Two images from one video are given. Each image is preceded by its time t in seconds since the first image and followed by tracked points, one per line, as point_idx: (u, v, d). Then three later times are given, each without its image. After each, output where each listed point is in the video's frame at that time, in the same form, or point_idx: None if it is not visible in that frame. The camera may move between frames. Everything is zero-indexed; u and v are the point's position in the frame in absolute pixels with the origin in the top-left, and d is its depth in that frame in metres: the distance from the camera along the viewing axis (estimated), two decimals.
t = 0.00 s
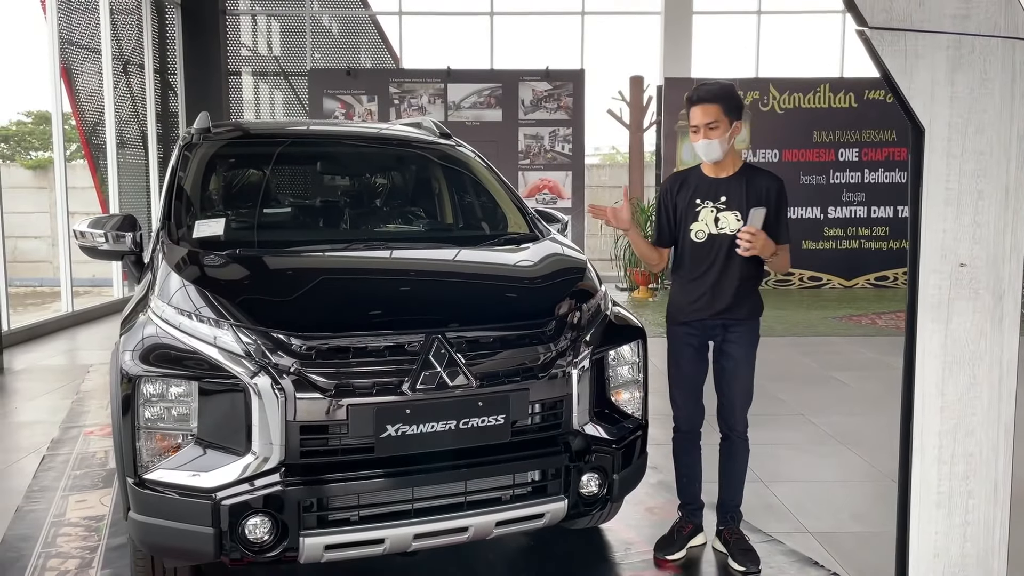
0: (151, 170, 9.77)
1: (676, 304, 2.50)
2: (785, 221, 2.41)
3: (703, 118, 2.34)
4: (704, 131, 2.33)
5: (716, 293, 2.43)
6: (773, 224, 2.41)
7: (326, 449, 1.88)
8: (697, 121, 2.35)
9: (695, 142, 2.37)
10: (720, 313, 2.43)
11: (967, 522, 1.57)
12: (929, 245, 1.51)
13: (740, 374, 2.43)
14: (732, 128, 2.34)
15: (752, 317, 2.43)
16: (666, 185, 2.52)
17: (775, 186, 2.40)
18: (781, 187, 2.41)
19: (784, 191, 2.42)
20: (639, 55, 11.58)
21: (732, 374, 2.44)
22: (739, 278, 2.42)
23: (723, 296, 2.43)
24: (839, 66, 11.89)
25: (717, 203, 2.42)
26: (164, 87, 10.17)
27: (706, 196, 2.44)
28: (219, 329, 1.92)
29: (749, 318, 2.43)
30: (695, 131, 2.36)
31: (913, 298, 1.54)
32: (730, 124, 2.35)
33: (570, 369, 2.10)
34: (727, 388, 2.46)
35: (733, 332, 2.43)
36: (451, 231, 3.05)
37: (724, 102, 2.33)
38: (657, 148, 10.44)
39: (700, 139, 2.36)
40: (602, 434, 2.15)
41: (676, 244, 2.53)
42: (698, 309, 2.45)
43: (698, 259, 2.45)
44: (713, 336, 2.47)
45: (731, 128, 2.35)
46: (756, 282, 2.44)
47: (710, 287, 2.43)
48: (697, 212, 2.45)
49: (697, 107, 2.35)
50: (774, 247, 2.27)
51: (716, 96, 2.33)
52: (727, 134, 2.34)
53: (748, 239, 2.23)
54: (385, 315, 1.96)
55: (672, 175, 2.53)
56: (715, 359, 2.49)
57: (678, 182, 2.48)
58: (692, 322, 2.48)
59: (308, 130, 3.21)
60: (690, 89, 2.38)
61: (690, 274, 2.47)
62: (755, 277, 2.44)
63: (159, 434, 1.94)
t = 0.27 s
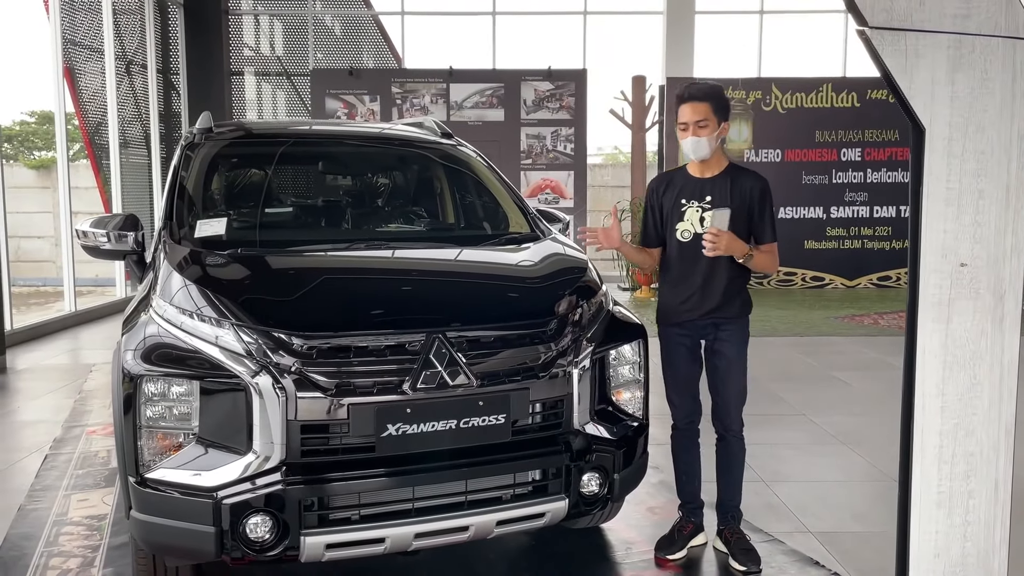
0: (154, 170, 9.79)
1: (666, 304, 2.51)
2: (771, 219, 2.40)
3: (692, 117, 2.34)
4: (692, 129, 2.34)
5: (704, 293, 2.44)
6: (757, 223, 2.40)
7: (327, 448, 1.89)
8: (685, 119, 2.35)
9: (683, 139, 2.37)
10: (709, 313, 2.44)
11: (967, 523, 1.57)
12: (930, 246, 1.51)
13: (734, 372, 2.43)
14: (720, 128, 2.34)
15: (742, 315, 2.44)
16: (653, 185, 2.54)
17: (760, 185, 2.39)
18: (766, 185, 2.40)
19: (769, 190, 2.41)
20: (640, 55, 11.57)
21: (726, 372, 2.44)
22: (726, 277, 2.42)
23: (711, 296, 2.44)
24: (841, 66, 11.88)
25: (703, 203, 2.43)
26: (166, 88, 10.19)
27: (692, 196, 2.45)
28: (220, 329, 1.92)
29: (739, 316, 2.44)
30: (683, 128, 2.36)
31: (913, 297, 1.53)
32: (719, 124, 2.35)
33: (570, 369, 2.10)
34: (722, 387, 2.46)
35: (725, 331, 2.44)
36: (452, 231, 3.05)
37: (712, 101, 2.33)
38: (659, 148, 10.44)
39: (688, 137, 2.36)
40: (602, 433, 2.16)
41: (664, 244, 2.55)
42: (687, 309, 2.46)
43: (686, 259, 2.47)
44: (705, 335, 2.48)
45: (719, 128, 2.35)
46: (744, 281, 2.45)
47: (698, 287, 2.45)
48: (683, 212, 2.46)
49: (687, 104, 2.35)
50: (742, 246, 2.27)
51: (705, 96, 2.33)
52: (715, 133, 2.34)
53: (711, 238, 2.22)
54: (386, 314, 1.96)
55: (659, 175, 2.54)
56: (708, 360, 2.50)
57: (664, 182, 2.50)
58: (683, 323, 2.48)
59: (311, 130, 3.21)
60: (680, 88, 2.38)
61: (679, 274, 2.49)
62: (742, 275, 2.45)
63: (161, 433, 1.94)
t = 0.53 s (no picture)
0: (155, 169, 9.80)
1: (658, 306, 2.51)
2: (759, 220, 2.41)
3: (684, 116, 2.34)
4: (684, 128, 2.34)
5: (696, 293, 2.44)
6: (745, 224, 2.41)
7: (326, 448, 1.89)
8: (677, 119, 2.35)
9: (675, 138, 2.37)
10: (702, 313, 2.44)
11: (967, 523, 1.56)
12: (931, 245, 1.50)
13: (729, 372, 2.43)
14: (710, 129, 2.36)
15: (734, 313, 2.45)
16: (640, 186, 2.52)
17: (748, 186, 2.39)
18: (753, 186, 2.41)
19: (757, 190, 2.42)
20: (642, 54, 11.56)
21: (722, 370, 2.44)
22: (716, 277, 2.43)
23: (702, 297, 2.43)
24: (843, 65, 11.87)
25: (691, 204, 2.42)
26: (168, 87, 10.20)
27: (681, 197, 2.44)
28: (220, 328, 1.92)
29: (730, 315, 2.44)
30: (676, 127, 2.36)
31: (913, 297, 1.53)
32: (709, 125, 2.36)
33: (570, 368, 2.09)
34: (717, 387, 2.45)
35: (717, 332, 2.45)
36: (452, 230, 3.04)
37: (702, 102, 2.35)
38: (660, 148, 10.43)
39: (680, 136, 2.35)
40: (601, 433, 2.15)
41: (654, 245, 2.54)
42: (680, 310, 2.46)
43: (676, 260, 2.47)
44: (698, 336, 2.48)
45: (709, 129, 2.36)
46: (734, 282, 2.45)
47: (690, 288, 2.44)
48: (672, 213, 2.46)
49: (679, 105, 2.36)
50: (729, 250, 2.30)
51: (695, 97, 2.35)
52: (706, 133, 2.35)
53: (699, 243, 2.23)
54: (386, 314, 1.96)
55: (647, 176, 2.53)
56: (703, 361, 2.50)
57: (652, 183, 2.49)
58: (676, 324, 2.49)
59: (312, 130, 3.21)
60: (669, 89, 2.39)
61: (670, 275, 2.48)
62: (732, 276, 2.45)
63: (160, 433, 1.94)
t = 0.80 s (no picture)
0: (156, 169, 9.80)
1: (657, 307, 2.51)
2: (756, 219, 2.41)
3: (681, 119, 2.33)
4: (681, 131, 2.33)
5: (695, 294, 2.43)
6: (743, 224, 2.41)
7: (326, 447, 1.88)
8: (674, 121, 2.34)
9: (671, 142, 2.36)
10: (701, 313, 2.43)
11: (968, 523, 1.56)
12: (931, 245, 1.50)
13: (729, 371, 2.43)
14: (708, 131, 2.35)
15: (732, 312, 2.45)
16: (637, 185, 2.51)
17: (745, 186, 2.40)
18: (751, 186, 2.41)
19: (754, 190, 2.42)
20: (643, 54, 11.55)
21: (721, 369, 2.44)
22: (715, 278, 2.43)
23: (701, 297, 2.43)
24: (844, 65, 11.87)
25: (689, 204, 2.42)
26: (169, 87, 10.20)
27: (678, 197, 2.43)
28: (219, 328, 1.92)
29: (728, 314, 2.44)
30: (672, 130, 2.35)
31: (913, 297, 1.52)
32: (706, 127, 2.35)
33: (569, 369, 2.09)
34: (717, 386, 2.45)
35: (715, 332, 2.45)
36: (453, 229, 3.04)
37: (699, 104, 2.34)
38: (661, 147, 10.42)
39: (677, 139, 2.34)
40: (601, 432, 2.15)
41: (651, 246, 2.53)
42: (679, 311, 2.45)
43: (674, 261, 2.46)
44: (696, 336, 2.48)
45: (706, 131, 2.35)
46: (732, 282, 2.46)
47: (689, 289, 2.44)
48: (669, 214, 2.45)
49: (675, 106, 2.34)
50: (722, 254, 2.32)
51: (692, 99, 2.34)
52: (703, 135, 2.35)
53: (690, 249, 2.27)
54: (386, 313, 1.96)
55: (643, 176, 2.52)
56: (702, 361, 2.50)
57: (649, 184, 2.48)
58: (674, 325, 2.48)
59: (312, 129, 3.21)
60: (666, 90, 2.38)
61: (668, 276, 2.47)
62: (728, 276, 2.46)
63: (159, 432, 1.94)
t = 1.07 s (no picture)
0: (157, 169, 9.81)
1: (660, 307, 2.51)
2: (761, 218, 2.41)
3: (685, 118, 2.32)
4: (685, 130, 2.32)
5: (698, 294, 2.43)
6: (747, 222, 2.41)
7: (325, 447, 1.88)
8: (678, 120, 2.33)
9: (675, 140, 2.36)
10: (704, 313, 2.43)
11: (968, 522, 1.55)
12: (932, 245, 1.49)
13: (734, 373, 2.42)
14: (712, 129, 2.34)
15: (736, 313, 2.45)
16: (640, 184, 2.51)
17: (750, 185, 2.39)
18: (755, 185, 2.41)
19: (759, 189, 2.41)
20: (643, 53, 11.54)
21: (726, 372, 2.43)
22: (720, 277, 2.42)
23: (705, 297, 2.43)
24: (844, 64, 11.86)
25: (693, 203, 2.42)
26: (170, 86, 10.20)
27: (682, 197, 2.43)
28: (218, 327, 1.92)
29: (733, 315, 2.44)
30: (676, 129, 2.34)
31: (913, 297, 1.51)
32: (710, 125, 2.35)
33: (569, 368, 2.09)
34: (721, 387, 2.45)
35: (720, 333, 2.44)
36: (452, 229, 3.05)
37: (703, 102, 2.34)
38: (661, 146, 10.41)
39: (681, 138, 2.34)
40: (600, 432, 2.15)
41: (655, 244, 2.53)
42: (683, 311, 2.46)
43: (678, 260, 2.46)
44: (701, 337, 2.47)
45: (711, 130, 2.35)
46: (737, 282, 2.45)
47: (692, 288, 2.44)
48: (672, 213, 2.45)
49: (679, 105, 2.34)
50: (726, 244, 2.28)
51: (697, 97, 2.33)
52: (707, 134, 2.34)
53: (695, 234, 2.23)
54: (386, 312, 1.96)
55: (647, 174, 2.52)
56: (707, 362, 2.49)
57: (652, 183, 2.48)
58: (677, 325, 2.48)
59: (312, 128, 3.20)
60: (670, 89, 2.37)
61: (671, 276, 2.47)
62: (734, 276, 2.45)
63: (158, 431, 1.94)
